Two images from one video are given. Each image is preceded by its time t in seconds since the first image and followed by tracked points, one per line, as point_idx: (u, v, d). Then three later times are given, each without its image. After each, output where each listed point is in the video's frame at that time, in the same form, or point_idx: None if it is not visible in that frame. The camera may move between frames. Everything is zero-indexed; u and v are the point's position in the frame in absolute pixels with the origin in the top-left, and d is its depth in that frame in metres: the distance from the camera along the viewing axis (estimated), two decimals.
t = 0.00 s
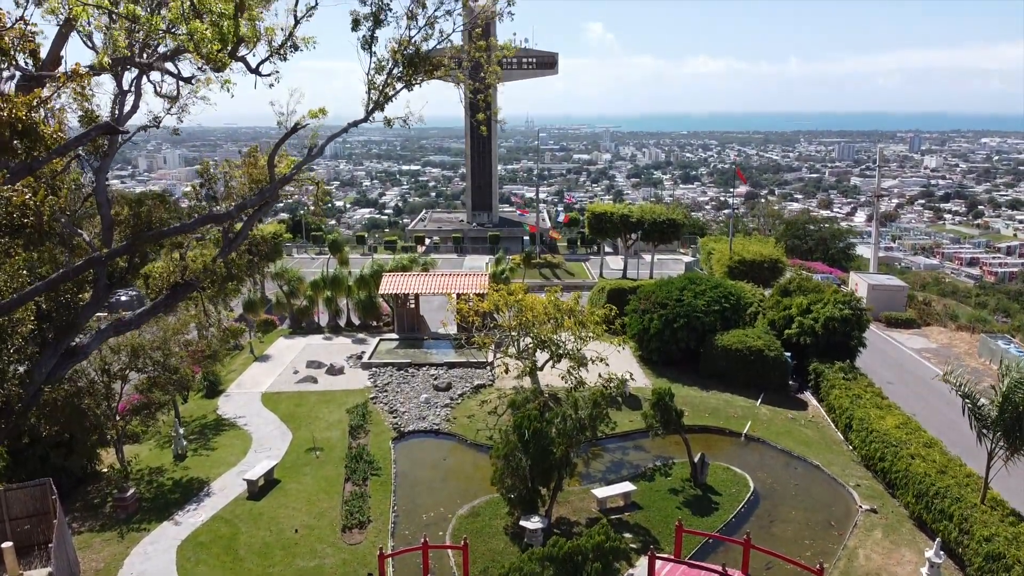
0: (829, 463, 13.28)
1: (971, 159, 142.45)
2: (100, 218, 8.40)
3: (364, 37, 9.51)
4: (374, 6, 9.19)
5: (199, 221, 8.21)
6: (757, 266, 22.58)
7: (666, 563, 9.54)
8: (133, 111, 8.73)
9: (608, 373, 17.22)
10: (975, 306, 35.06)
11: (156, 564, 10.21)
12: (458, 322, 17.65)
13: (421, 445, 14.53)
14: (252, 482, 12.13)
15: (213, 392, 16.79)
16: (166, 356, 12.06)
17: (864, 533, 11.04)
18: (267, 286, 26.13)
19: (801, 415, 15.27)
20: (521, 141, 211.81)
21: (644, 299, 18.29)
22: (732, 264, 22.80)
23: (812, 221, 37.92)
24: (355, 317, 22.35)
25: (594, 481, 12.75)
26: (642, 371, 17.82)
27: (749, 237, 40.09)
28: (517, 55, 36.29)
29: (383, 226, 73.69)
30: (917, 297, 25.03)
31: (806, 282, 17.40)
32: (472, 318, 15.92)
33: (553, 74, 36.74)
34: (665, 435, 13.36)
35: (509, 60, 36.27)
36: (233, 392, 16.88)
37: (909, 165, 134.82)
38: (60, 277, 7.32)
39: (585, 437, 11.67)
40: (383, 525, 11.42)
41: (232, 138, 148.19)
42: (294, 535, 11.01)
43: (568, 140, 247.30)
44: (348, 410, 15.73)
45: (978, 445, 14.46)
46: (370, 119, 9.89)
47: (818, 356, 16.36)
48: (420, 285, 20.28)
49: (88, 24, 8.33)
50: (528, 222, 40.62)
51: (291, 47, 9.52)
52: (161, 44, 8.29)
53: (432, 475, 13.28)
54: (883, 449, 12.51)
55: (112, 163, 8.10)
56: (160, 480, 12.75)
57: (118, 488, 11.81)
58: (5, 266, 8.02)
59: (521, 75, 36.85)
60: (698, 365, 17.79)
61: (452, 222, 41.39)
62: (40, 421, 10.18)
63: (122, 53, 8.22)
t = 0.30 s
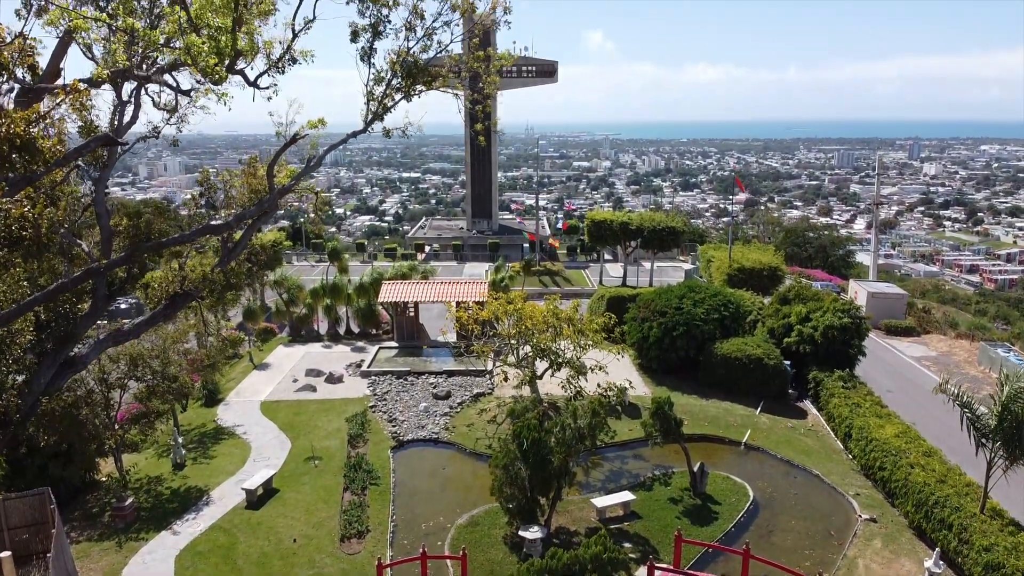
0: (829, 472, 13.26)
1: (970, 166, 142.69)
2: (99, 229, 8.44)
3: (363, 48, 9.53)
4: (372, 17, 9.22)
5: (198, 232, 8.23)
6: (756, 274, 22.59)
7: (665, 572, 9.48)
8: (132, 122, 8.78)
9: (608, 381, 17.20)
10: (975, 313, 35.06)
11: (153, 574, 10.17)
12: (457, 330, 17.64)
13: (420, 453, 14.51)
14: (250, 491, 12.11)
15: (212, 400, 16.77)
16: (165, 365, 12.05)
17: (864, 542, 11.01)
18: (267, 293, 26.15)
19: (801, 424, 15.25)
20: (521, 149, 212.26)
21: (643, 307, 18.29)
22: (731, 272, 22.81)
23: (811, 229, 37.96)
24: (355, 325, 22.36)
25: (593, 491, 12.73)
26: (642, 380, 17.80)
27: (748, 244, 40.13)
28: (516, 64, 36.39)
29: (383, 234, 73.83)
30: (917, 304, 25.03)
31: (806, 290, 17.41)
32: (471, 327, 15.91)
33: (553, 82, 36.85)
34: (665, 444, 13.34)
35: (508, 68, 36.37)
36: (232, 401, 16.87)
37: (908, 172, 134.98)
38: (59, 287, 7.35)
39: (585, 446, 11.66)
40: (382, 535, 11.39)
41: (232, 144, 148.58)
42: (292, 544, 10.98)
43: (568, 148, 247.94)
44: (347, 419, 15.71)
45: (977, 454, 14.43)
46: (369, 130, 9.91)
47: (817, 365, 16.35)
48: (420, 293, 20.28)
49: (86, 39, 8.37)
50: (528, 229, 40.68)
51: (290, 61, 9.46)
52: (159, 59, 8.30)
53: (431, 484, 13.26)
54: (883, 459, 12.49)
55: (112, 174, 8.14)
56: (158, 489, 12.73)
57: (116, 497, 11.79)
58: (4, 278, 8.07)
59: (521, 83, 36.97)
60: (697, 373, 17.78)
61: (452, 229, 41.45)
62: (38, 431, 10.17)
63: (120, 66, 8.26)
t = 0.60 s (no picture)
0: (829, 482, 13.22)
1: (970, 174, 142.85)
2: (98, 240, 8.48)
3: (361, 60, 9.58)
4: (369, 29, 9.29)
5: (197, 243, 8.25)
6: (756, 282, 22.59)
7: None
8: (130, 135, 8.84)
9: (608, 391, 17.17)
10: (975, 321, 35.04)
11: None
12: (456, 339, 17.63)
13: (419, 463, 14.48)
14: (248, 501, 12.08)
15: (211, 409, 16.75)
16: (164, 374, 12.05)
17: (863, 552, 10.98)
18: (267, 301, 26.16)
19: (801, 433, 15.21)
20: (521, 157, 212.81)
21: (643, 316, 18.29)
22: (731, 280, 22.82)
23: (811, 237, 38.01)
24: (355, 334, 22.35)
25: (592, 501, 12.69)
26: (641, 389, 17.78)
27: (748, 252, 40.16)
28: (516, 73, 36.55)
29: (383, 241, 73.94)
30: (917, 312, 25.01)
31: (805, 298, 17.42)
32: (471, 336, 15.91)
33: (552, 90, 36.99)
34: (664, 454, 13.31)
35: (508, 77, 36.53)
36: (231, 410, 16.84)
37: (908, 180, 135.23)
38: (58, 298, 7.39)
39: (584, 456, 11.64)
40: (381, 545, 11.35)
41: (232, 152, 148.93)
42: (291, 555, 10.95)
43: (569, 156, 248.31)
44: (346, 428, 15.69)
45: (977, 464, 14.39)
46: (367, 140, 9.95)
47: (817, 374, 16.33)
48: (419, 302, 20.30)
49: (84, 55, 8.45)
50: (527, 237, 40.74)
51: (287, 76, 9.51)
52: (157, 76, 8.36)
53: (430, 494, 13.22)
54: (883, 468, 12.46)
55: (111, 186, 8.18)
56: (157, 499, 12.70)
57: (114, 506, 11.76)
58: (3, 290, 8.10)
59: (521, 92, 37.12)
60: (697, 382, 17.75)
61: (451, 237, 41.49)
62: (36, 441, 10.15)
63: (118, 81, 8.32)
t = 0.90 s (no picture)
0: (829, 492, 13.18)
1: (969, 181, 143.03)
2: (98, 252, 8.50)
3: (358, 72, 9.61)
4: (366, 42, 9.32)
5: (196, 255, 8.26)
6: (756, 291, 22.58)
7: None
8: (129, 147, 8.87)
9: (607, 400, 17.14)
10: (975, 328, 35.00)
11: None
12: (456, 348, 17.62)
13: (418, 473, 14.44)
14: (246, 512, 12.04)
15: (210, 419, 16.72)
16: (163, 384, 12.03)
17: (864, 563, 10.93)
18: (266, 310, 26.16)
19: (801, 443, 15.17)
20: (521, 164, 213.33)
21: (643, 325, 18.27)
22: (731, 289, 22.81)
23: (811, 245, 38.03)
24: (354, 343, 22.34)
25: (592, 512, 12.66)
26: (641, 398, 17.75)
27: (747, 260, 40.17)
28: (516, 82, 36.68)
29: (383, 249, 74.00)
30: (917, 320, 24.98)
31: (805, 307, 17.41)
32: (470, 345, 15.89)
33: (552, 99, 37.09)
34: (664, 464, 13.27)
35: (508, 86, 36.67)
36: (230, 420, 16.81)
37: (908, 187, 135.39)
38: (56, 311, 7.42)
39: (583, 466, 11.61)
40: (379, 557, 11.30)
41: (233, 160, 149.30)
42: (289, 566, 10.90)
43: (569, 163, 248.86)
44: (345, 438, 15.66)
45: (977, 473, 14.33)
46: (366, 153, 9.96)
47: (817, 383, 16.30)
48: (419, 311, 20.29)
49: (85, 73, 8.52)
50: (527, 245, 40.77)
51: (286, 91, 9.53)
52: (155, 95, 8.41)
53: (429, 504, 13.19)
54: (883, 478, 12.42)
55: (111, 197, 8.19)
56: (155, 509, 12.66)
57: (112, 517, 11.72)
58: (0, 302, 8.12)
59: (521, 101, 37.24)
60: (697, 392, 17.72)
61: (452, 245, 41.51)
62: (34, 453, 10.13)
63: (117, 95, 8.36)
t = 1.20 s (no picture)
0: (829, 502, 13.14)
1: (968, 189, 143.49)
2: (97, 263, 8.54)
3: (357, 86, 9.63)
4: (365, 56, 9.35)
5: (195, 267, 8.27)
6: (756, 299, 22.57)
7: None
8: (129, 159, 8.89)
9: (607, 410, 17.11)
10: (975, 336, 34.97)
11: None
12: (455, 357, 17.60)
13: (418, 483, 14.40)
14: (245, 522, 12.01)
15: (209, 428, 16.69)
16: (163, 394, 12.02)
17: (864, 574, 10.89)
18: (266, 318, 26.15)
19: (801, 453, 15.13)
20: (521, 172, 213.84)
21: (642, 334, 18.26)
22: (731, 297, 22.80)
23: (810, 253, 38.06)
24: (354, 351, 22.33)
25: (592, 522, 12.62)
26: (641, 407, 17.72)
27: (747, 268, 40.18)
28: (516, 90, 36.80)
29: (383, 256, 74.06)
30: (917, 329, 24.96)
31: (805, 317, 17.40)
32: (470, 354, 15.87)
33: (552, 107, 37.19)
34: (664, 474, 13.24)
35: (508, 95, 36.78)
36: (229, 429, 16.77)
37: (907, 195, 135.59)
38: (53, 323, 7.45)
39: (583, 477, 11.59)
40: (378, 567, 11.27)
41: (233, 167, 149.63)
42: None
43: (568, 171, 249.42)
44: (344, 447, 15.62)
45: (977, 483, 14.27)
46: (365, 165, 9.97)
47: (817, 393, 16.27)
48: (419, 319, 20.29)
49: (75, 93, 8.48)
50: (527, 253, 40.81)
51: (285, 105, 9.55)
52: (154, 113, 8.45)
53: (429, 515, 13.15)
54: (883, 488, 12.39)
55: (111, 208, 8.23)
56: (154, 519, 12.62)
57: (111, 527, 11.68)
58: None
59: (521, 109, 37.36)
60: (697, 401, 17.69)
61: (452, 253, 41.54)
62: (33, 464, 10.10)
63: (117, 109, 8.38)
